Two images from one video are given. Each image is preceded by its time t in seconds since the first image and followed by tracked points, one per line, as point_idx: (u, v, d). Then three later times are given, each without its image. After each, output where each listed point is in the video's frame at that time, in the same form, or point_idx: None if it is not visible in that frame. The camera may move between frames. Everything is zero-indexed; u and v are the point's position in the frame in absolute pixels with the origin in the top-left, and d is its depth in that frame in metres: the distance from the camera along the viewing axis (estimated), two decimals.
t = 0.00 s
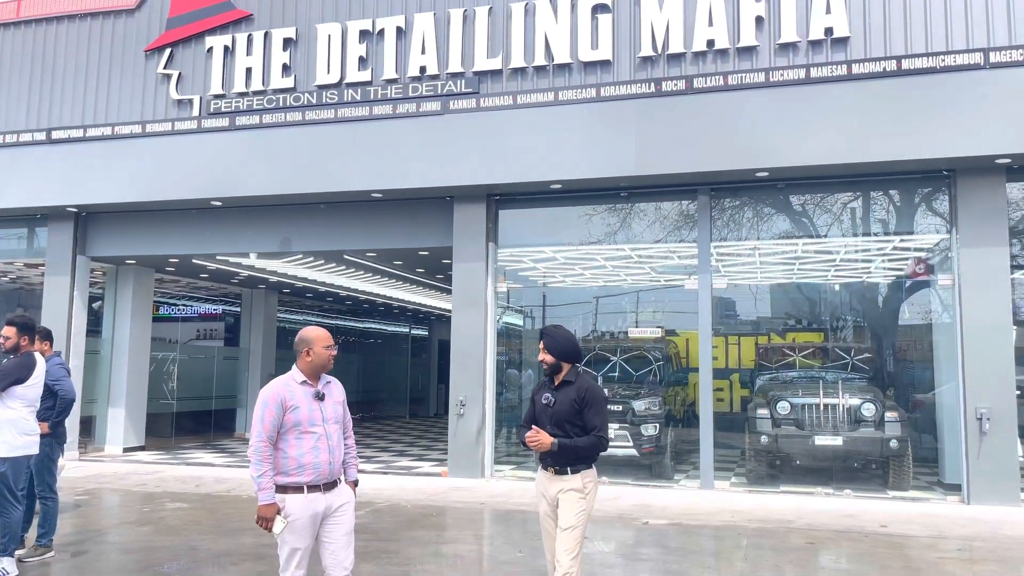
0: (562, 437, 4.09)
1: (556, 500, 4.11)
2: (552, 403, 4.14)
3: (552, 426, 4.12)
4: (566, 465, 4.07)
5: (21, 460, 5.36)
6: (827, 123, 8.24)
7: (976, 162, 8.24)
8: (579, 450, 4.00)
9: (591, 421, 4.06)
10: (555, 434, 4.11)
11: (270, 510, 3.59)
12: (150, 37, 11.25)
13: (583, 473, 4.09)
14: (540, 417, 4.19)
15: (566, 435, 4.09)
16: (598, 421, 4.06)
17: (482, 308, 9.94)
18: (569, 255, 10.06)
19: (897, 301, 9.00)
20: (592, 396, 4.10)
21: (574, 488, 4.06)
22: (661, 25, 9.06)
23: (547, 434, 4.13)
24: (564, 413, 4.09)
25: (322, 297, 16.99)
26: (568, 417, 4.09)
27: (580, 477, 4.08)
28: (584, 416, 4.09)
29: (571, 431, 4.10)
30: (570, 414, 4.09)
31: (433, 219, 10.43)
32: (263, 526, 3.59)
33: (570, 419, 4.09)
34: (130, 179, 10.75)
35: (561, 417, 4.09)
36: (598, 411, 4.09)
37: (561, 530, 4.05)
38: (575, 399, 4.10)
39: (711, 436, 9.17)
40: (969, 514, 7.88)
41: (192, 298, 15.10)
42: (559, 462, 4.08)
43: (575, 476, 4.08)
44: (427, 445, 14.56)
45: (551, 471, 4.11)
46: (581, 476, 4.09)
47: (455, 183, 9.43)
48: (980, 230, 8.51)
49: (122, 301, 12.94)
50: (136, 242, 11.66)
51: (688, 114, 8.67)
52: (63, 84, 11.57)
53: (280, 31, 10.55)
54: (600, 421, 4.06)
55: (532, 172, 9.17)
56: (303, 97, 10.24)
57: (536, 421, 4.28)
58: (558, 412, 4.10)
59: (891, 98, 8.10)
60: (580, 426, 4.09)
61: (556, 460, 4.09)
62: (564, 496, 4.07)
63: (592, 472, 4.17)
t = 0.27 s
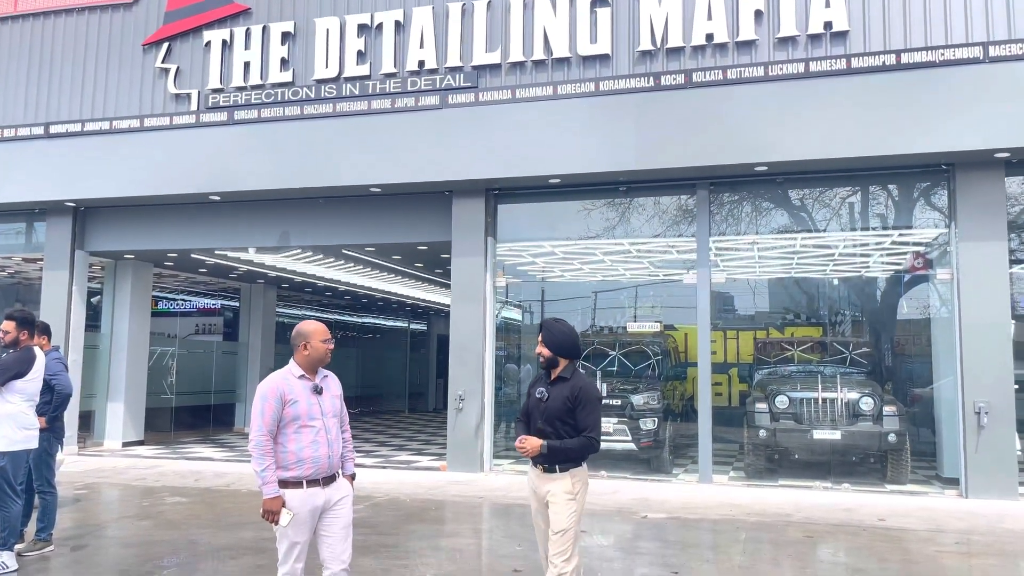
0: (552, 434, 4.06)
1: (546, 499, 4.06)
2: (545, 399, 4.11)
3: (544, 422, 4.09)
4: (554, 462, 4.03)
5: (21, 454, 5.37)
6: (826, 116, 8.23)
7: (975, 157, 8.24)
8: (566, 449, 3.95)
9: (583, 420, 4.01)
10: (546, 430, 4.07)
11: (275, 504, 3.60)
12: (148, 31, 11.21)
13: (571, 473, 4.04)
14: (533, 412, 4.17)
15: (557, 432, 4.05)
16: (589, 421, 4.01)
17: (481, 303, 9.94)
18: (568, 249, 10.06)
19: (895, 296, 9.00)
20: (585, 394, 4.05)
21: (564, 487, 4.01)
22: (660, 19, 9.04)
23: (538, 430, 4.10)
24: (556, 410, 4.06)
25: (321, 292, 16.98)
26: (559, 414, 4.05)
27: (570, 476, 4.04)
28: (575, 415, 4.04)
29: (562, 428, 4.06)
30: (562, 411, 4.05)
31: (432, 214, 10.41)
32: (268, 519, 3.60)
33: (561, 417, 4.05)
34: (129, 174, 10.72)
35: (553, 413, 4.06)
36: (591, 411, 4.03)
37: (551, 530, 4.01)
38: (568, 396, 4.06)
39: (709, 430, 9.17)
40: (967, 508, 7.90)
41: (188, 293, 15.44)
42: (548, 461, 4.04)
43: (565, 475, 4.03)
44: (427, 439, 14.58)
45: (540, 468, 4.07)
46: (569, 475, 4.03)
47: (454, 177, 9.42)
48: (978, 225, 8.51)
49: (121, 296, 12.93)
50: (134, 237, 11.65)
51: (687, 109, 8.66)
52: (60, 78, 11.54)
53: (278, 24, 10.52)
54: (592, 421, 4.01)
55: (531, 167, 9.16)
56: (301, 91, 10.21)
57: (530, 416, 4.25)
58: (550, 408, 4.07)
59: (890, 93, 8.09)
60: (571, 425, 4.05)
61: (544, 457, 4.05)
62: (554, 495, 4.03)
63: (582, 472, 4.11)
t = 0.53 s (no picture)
0: (542, 427, 4.01)
1: (535, 496, 3.98)
2: (537, 392, 4.07)
3: (535, 415, 4.05)
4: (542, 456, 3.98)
5: (18, 448, 5.37)
6: (823, 111, 8.22)
7: (972, 152, 8.24)
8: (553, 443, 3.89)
9: (572, 416, 3.95)
10: (536, 423, 4.03)
11: (270, 499, 3.59)
12: (144, 25, 11.16)
13: (559, 469, 3.97)
14: (526, 404, 4.14)
15: (547, 425, 4.01)
16: (579, 417, 3.94)
17: (478, 298, 9.93)
18: (565, 244, 10.05)
19: (891, 291, 9.02)
20: (577, 390, 3.99)
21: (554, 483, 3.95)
22: (658, 14, 9.02)
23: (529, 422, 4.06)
24: (547, 403, 4.01)
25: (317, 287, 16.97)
26: (550, 408, 4.00)
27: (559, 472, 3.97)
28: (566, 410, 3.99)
29: (553, 422, 4.01)
30: (552, 404, 4.01)
31: (429, 209, 10.39)
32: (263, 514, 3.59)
33: (552, 410, 4.00)
34: (124, 168, 10.69)
35: (544, 406, 4.02)
36: (582, 408, 3.96)
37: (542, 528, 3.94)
38: (560, 391, 4.02)
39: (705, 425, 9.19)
40: (963, 503, 7.92)
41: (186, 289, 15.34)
42: (537, 455, 3.98)
43: (554, 471, 3.97)
44: (423, 434, 14.59)
45: (529, 461, 4.02)
46: (558, 470, 3.97)
47: (451, 172, 9.40)
48: (974, 221, 8.52)
49: (117, 291, 12.89)
50: (130, 231, 11.61)
51: (685, 103, 8.64)
52: (55, 72, 11.49)
53: (274, 18, 10.49)
54: (582, 417, 3.94)
55: (528, 161, 9.15)
56: (297, 85, 10.18)
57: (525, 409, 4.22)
58: (542, 401, 4.03)
59: (887, 88, 8.09)
60: (561, 420, 4.00)
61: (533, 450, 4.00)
62: (543, 491, 3.96)
63: (573, 470, 4.03)
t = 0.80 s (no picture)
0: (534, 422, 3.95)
1: (524, 492, 3.92)
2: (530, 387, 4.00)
3: (527, 410, 3.99)
4: (532, 452, 3.92)
5: (9, 444, 5.31)
6: (819, 106, 8.19)
7: (969, 148, 8.21)
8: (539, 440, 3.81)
9: (561, 413, 3.86)
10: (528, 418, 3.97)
11: (262, 494, 3.54)
12: (136, 17, 11.06)
13: (550, 466, 3.90)
14: (520, 398, 4.08)
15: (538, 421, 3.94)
16: (568, 414, 3.85)
17: (473, 293, 9.89)
18: (561, 240, 10.01)
19: (887, 288, 9.01)
20: (568, 387, 3.89)
21: (543, 480, 3.89)
22: (654, 8, 8.97)
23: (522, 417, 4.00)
24: (538, 398, 3.94)
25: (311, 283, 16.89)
26: (541, 403, 3.93)
27: (550, 469, 3.90)
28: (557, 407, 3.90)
29: (544, 418, 3.94)
30: (543, 400, 3.93)
31: (424, 204, 10.34)
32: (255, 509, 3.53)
33: (543, 406, 3.93)
34: (117, 162, 10.60)
35: (535, 401, 3.95)
36: (572, 406, 3.87)
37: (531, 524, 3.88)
38: (552, 386, 3.93)
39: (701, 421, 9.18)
40: (959, 499, 7.90)
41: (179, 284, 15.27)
42: (528, 450, 3.92)
43: (544, 468, 3.90)
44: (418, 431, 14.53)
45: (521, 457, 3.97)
46: (548, 467, 3.90)
47: (446, 167, 9.34)
48: (971, 217, 8.49)
49: (109, 286, 12.80)
50: (123, 226, 11.53)
51: (682, 98, 8.60)
52: (47, 65, 11.39)
53: (268, 11, 10.40)
54: (571, 414, 3.85)
55: (524, 156, 9.09)
56: (291, 79, 10.10)
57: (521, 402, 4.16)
58: (533, 396, 3.96)
59: (885, 83, 8.05)
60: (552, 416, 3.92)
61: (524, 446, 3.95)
62: (532, 488, 3.89)
63: (565, 468, 3.94)
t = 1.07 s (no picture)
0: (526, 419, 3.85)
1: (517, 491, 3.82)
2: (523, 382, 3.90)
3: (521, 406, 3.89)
4: (525, 449, 3.82)
5: None
6: (818, 102, 8.12)
7: (968, 144, 8.15)
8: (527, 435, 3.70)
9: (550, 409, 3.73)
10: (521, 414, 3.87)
11: (255, 493, 3.43)
12: (127, 10, 10.91)
13: (543, 463, 3.79)
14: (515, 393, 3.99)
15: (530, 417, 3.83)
16: (557, 410, 3.72)
17: (468, 290, 9.79)
18: (556, 237, 9.92)
19: (883, 286, 8.95)
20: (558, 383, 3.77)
21: (538, 480, 3.78)
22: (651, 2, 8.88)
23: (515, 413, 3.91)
24: (530, 393, 3.84)
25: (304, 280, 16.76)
26: (532, 399, 3.82)
27: (543, 468, 3.79)
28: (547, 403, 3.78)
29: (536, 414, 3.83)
30: (534, 395, 3.82)
31: (418, 200, 10.23)
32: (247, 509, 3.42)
33: (534, 402, 3.82)
34: (107, 156, 10.46)
35: (527, 397, 3.85)
36: (564, 402, 3.74)
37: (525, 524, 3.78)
38: (543, 382, 3.82)
39: (697, 419, 9.11)
40: (957, 498, 7.85)
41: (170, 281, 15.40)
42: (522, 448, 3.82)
43: (537, 467, 3.79)
44: (411, 428, 14.43)
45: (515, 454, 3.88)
46: (541, 465, 3.79)
47: (441, 162, 9.24)
48: (969, 214, 8.44)
49: (99, 282, 12.64)
50: (113, 221, 11.38)
51: (679, 93, 8.52)
52: (36, 58, 11.24)
53: (260, 4, 10.27)
54: (560, 410, 3.72)
55: (519, 151, 8.99)
56: (284, 72, 9.98)
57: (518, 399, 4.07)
58: (525, 391, 3.87)
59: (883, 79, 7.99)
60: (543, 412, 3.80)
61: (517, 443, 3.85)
62: (526, 488, 3.79)
63: (560, 467, 3.83)
